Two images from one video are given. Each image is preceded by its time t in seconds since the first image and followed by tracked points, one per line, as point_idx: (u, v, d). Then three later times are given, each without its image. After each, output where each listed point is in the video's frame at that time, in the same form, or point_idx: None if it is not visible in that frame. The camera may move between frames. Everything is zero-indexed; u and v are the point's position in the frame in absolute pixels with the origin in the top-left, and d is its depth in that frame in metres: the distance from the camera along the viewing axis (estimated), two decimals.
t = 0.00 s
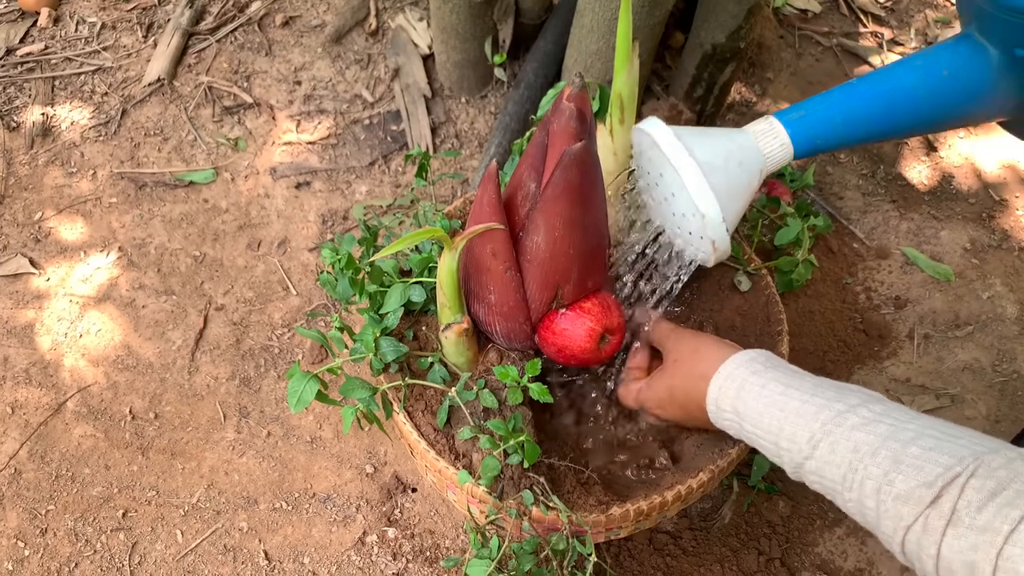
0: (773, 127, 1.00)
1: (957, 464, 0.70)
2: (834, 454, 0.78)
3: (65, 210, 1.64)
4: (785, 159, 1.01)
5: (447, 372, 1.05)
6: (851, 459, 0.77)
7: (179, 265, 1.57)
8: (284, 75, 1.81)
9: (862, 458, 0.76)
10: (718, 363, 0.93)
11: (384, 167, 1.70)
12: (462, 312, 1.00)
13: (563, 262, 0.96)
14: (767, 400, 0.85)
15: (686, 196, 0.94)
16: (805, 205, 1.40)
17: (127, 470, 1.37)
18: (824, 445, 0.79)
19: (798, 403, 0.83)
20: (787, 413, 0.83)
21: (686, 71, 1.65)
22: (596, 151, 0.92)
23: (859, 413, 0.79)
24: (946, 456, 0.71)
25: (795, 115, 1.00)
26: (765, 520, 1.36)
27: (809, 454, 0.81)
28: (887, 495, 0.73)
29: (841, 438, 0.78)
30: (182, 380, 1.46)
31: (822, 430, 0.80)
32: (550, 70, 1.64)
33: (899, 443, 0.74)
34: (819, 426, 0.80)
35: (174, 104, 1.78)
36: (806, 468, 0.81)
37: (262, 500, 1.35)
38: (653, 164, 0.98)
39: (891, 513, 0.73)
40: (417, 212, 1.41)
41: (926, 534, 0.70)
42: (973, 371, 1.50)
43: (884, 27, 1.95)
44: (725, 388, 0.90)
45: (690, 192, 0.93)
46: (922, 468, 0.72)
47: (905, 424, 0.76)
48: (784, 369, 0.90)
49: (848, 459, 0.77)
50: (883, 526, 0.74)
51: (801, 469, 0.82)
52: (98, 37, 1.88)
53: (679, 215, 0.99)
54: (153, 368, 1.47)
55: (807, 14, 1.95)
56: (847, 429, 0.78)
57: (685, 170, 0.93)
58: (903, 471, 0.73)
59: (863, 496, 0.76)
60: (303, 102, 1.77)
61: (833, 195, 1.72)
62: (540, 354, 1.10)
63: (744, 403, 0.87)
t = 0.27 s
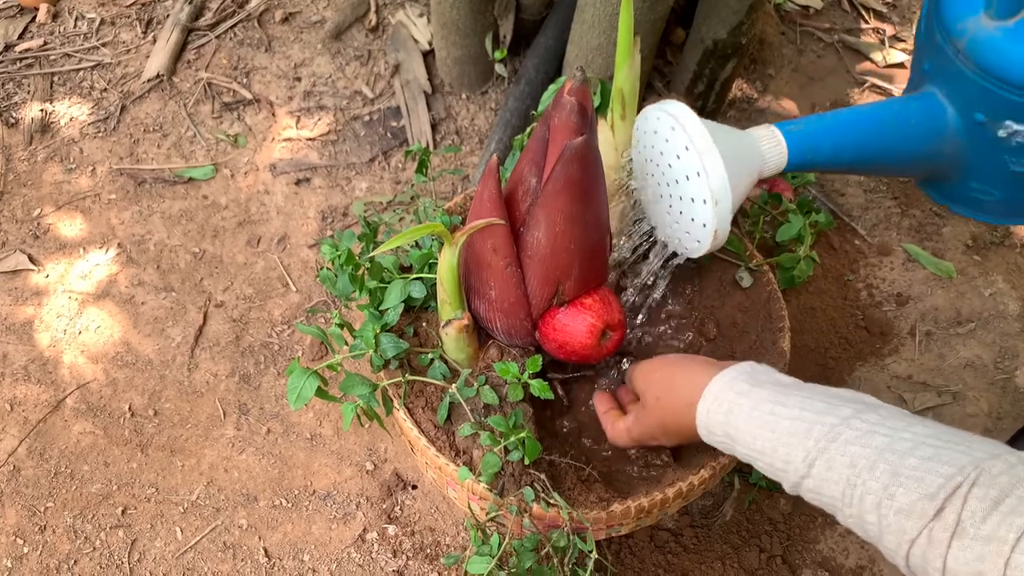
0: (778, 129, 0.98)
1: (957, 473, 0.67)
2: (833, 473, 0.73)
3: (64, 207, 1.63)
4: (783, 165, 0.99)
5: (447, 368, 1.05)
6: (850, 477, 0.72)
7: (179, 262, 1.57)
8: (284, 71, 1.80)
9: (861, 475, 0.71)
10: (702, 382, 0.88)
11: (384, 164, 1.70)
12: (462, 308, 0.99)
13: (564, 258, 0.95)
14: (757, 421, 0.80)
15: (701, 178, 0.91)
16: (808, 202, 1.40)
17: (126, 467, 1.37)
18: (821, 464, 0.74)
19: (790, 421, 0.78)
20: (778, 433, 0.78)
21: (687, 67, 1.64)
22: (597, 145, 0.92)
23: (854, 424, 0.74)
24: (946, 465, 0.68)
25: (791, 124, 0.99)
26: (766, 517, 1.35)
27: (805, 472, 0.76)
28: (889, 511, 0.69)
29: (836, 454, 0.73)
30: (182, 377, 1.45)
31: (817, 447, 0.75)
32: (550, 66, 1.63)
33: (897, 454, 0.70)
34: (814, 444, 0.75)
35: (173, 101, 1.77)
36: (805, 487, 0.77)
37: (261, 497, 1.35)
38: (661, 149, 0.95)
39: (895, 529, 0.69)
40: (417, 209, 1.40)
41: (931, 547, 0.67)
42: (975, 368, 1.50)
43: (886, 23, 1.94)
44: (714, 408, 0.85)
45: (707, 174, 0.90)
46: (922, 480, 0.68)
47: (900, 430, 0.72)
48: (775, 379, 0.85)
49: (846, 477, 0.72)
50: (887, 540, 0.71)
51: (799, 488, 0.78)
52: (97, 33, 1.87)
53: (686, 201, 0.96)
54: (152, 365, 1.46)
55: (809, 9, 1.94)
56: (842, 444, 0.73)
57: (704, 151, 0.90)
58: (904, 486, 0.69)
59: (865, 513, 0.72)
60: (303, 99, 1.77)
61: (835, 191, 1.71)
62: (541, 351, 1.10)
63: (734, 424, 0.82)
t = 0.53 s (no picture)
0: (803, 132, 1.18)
1: (947, 482, 0.67)
2: (820, 490, 0.73)
3: (64, 209, 1.63)
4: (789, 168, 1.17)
5: (447, 370, 1.05)
6: (839, 493, 0.72)
7: (179, 263, 1.57)
8: (284, 73, 1.80)
9: (850, 491, 0.72)
10: (684, 405, 0.88)
11: (384, 165, 1.70)
12: (461, 310, 0.99)
13: (563, 260, 0.95)
14: (741, 444, 0.80)
15: (728, 145, 1.05)
16: (807, 203, 1.40)
17: (126, 469, 1.37)
18: (809, 483, 0.74)
19: (774, 441, 0.78)
20: (763, 454, 0.78)
21: (687, 68, 1.64)
22: (596, 148, 0.92)
23: (838, 439, 0.75)
24: (935, 474, 0.68)
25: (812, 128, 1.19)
26: (767, 519, 1.35)
27: (794, 491, 0.76)
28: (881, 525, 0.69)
29: (823, 471, 0.74)
30: (182, 379, 1.45)
31: (803, 466, 0.75)
32: (550, 68, 1.63)
33: (884, 466, 0.70)
34: (800, 462, 0.75)
35: (173, 102, 1.77)
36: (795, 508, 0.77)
37: (261, 499, 1.35)
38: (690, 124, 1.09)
39: (888, 543, 0.69)
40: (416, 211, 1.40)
41: (927, 558, 0.67)
42: (974, 369, 1.50)
43: (885, 24, 1.94)
44: (696, 431, 0.85)
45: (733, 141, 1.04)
46: (910, 491, 0.68)
47: (885, 442, 0.72)
48: (756, 398, 0.85)
49: (835, 493, 0.73)
50: (882, 553, 0.71)
51: (790, 508, 0.78)
52: (97, 35, 1.87)
53: (706, 167, 1.08)
54: (153, 367, 1.46)
55: (808, 10, 1.94)
56: (828, 460, 0.74)
57: (733, 120, 1.05)
58: (893, 500, 0.69)
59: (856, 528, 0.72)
60: (303, 100, 1.77)
61: (835, 192, 1.71)
62: (541, 353, 1.10)
63: (719, 447, 0.82)
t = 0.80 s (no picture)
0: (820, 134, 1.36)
1: (931, 477, 0.68)
2: (813, 489, 0.75)
3: (66, 217, 1.64)
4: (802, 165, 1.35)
5: (446, 379, 1.06)
6: (830, 491, 0.74)
7: (180, 272, 1.58)
8: (284, 81, 1.81)
9: (841, 488, 0.73)
10: (681, 409, 0.89)
11: (384, 173, 1.71)
12: (461, 319, 1.00)
13: (562, 270, 0.96)
14: (735, 445, 0.82)
15: (744, 128, 1.21)
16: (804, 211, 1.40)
17: (128, 477, 1.38)
18: (801, 482, 0.76)
19: (768, 442, 0.80)
20: (758, 456, 0.80)
21: (685, 76, 1.65)
22: (594, 159, 0.93)
23: (829, 439, 0.76)
24: (920, 470, 0.69)
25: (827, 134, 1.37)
26: (765, 525, 1.36)
27: (787, 491, 0.78)
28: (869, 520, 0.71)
29: (815, 470, 0.75)
30: (183, 387, 1.46)
31: (796, 465, 0.77)
32: (549, 76, 1.64)
33: (872, 464, 0.72)
34: (792, 462, 0.77)
35: (175, 111, 1.78)
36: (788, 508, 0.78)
37: (263, 506, 1.35)
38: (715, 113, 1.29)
39: (876, 537, 0.71)
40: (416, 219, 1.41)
41: (913, 552, 0.68)
42: (972, 375, 1.51)
43: (882, 31, 1.95)
44: (692, 435, 0.87)
45: (750, 122, 1.21)
46: (897, 486, 0.70)
47: (873, 441, 0.74)
48: (750, 402, 0.87)
49: (827, 491, 0.74)
50: (870, 550, 0.72)
51: (783, 508, 0.79)
52: (99, 44, 1.89)
53: (728, 147, 1.25)
54: (154, 375, 1.47)
55: (805, 17, 1.96)
56: (820, 459, 0.75)
57: (754, 108, 1.22)
58: (881, 495, 0.70)
59: (846, 525, 0.73)
60: (303, 109, 1.78)
61: (833, 199, 1.72)
62: (539, 361, 1.10)
63: (713, 450, 0.84)
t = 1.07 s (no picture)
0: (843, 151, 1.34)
1: (910, 486, 0.69)
2: (798, 499, 0.76)
3: (73, 234, 1.66)
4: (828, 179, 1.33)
5: (447, 398, 1.07)
6: (815, 500, 0.75)
7: (185, 288, 1.60)
8: (288, 98, 1.83)
9: (824, 499, 0.74)
10: (673, 424, 0.91)
11: (386, 190, 1.73)
12: (462, 339, 1.01)
13: (561, 291, 0.98)
14: (723, 457, 0.83)
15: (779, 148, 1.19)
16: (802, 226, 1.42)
17: (134, 492, 1.39)
18: (787, 492, 0.77)
19: (755, 454, 0.81)
20: (745, 467, 0.81)
21: (683, 93, 1.67)
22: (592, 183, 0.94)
23: (813, 451, 0.77)
24: (900, 479, 0.70)
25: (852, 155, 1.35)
26: (764, 540, 1.37)
27: (774, 502, 0.79)
28: (851, 529, 0.72)
29: (800, 481, 0.76)
30: (188, 403, 1.48)
31: (782, 477, 0.78)
32: (549, 94, 1.66)
33: (855, 474, 0.73)
34: (778, 474, 0.78)
35: (180, 128, 1.81)
36: (775, 517, 0.79)
37: (266, 521, 1.37)
38: (748, 128, 1.26)
39: (858, 546, 0.72)
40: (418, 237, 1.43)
41: (893, 560, 0.69)
42: (969, 389, 1.52)
43: (881, 45, 1.97)
44: (682, 448, 0.88)
45: (784, 143, 1.18)
46: (878, 496, 0.71)
47: (856, 452, 0.75)
48: (739, 415, 0.88)
49: (811, 502, 0.75)
50: (854, 558, 0.73)
51: (770, 518, 0.80)
52: (105, 62, 1.91)
53: (762, 166, 1.22)
54: (160, 391, 1.49)
55: (804, 32, 1.97)
56: (804, 471, 0.76)
57: (788, 128, 1.19)
58: (863, 505, 0.71)
59: (830, 534, 0.74)
60: (307, 125, 1.80)
61: (831, 213, 1.73)
62: (539, 379, 1.12)
63: (703, 461, 0.85)
